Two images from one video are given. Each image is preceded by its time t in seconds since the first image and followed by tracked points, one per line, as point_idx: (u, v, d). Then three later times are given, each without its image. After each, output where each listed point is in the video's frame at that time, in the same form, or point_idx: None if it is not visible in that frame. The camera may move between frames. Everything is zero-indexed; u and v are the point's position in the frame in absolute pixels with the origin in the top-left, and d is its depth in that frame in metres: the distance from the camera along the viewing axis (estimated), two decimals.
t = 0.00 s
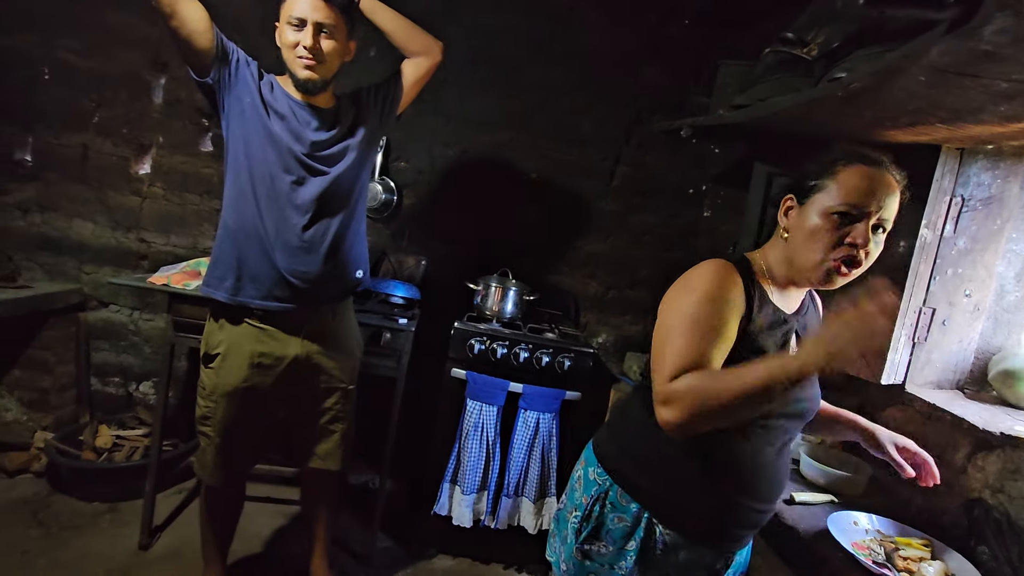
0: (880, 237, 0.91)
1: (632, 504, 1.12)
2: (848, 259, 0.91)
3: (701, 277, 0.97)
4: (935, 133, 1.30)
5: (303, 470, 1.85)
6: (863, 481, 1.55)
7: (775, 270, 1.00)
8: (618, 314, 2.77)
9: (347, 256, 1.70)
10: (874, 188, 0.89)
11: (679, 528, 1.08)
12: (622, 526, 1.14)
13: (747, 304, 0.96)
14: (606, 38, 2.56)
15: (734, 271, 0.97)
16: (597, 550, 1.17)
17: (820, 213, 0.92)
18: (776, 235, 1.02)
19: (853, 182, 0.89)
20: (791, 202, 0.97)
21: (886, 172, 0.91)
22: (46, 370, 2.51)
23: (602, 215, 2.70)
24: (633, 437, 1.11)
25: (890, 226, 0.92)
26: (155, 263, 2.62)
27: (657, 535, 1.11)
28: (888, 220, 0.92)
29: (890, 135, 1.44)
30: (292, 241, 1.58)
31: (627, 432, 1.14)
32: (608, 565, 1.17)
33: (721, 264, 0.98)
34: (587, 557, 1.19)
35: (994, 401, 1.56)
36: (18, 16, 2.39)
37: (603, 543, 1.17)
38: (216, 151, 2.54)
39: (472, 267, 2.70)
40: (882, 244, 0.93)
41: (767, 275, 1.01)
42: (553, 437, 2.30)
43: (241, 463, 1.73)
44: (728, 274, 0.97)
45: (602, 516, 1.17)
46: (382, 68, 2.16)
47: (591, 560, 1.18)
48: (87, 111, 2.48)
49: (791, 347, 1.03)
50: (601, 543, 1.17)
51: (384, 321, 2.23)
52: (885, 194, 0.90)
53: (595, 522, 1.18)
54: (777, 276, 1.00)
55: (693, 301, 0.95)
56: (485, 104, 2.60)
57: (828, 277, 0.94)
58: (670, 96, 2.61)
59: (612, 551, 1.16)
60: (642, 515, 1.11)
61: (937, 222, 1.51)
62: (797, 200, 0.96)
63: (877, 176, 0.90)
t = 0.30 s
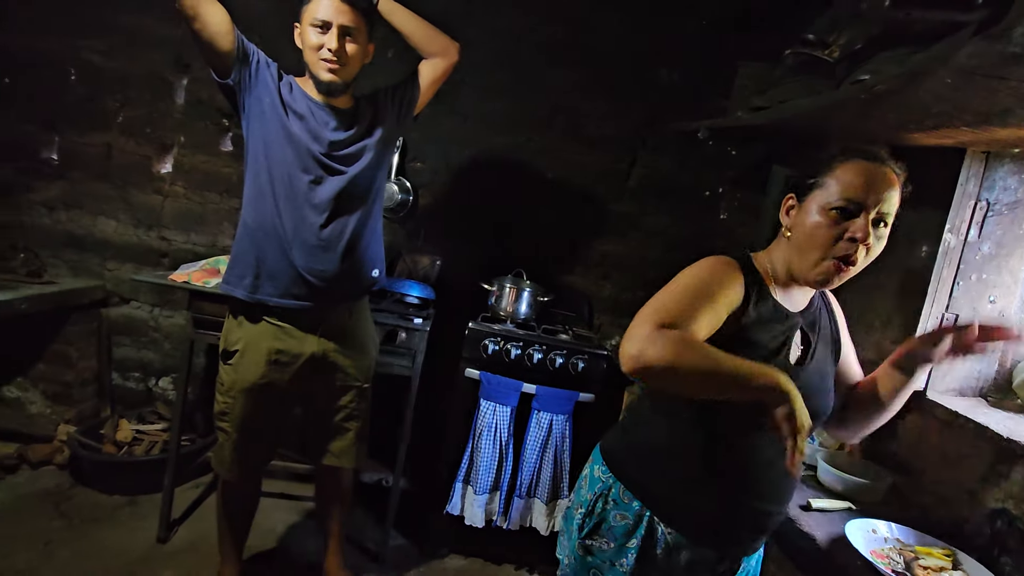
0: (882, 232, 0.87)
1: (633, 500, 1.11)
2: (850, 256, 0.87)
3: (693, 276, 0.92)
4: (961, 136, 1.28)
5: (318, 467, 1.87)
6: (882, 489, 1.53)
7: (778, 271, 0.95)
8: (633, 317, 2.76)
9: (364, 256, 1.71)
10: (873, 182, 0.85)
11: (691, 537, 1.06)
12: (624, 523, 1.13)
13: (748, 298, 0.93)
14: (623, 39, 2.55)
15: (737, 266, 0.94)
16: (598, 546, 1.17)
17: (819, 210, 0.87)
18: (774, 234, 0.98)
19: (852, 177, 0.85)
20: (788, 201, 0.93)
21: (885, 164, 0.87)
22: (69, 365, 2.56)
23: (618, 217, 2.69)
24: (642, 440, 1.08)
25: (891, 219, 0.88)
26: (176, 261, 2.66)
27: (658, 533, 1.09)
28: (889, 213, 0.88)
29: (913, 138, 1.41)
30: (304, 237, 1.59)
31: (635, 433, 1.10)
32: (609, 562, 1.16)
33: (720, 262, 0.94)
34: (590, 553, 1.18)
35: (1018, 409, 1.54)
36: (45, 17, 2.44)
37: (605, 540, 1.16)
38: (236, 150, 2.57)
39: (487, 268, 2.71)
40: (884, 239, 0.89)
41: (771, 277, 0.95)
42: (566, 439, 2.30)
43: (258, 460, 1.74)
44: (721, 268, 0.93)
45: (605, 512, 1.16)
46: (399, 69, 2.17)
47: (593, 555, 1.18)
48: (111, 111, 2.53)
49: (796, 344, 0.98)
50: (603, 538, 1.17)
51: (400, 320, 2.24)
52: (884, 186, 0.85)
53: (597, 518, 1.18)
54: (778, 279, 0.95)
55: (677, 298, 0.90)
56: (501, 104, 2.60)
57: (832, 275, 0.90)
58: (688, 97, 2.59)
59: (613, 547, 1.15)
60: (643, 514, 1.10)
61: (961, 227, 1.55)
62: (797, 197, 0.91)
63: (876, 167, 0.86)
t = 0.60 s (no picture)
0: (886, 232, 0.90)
1: (642, 502, 1.09)
2: (856, 252, 0.89)
3: (680, 296, 0.95)
4: (984, 140, 1.26)
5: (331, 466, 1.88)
6: (898, 499, 1.54)
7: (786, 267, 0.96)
8: (646, 320, 2.75)
9: (381, 254, 1.73)
10: (874, 183, 0.89)
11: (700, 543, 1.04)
12: (632, 525, 1.11)
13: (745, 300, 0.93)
14: (640, 42, 2.55)
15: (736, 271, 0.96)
16: (605, 549, 1.15)
17: (826, 207, 0.91)
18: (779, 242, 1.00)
19: (855, 176, 0.90)
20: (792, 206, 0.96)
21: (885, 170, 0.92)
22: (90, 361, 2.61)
23: (632, 220, 2.68)
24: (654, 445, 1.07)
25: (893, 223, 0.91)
26: (194, 259, 2.70)
27: (666, 535, 1.07)
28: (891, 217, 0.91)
29: (934, 142, 1.40)
30: (321, 235, 1.61)
31: (643, 434, 1.09)
32: (617, 565, 1.14)
33: (721, 262, 0.98)
34: (598, 555, 1.16)
35: None
36: (71, 20, 2.49)
37: (612, 542, 1.14)
38: (255, 152, 2.61)
39: (501, 270, 2.71)
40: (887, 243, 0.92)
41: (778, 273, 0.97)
42: (578, 442, 2.29)
43: (273, 458, 1.76)
44: (709, 286, 0.94)
45: (613, 514, 1.14)
46: (416, 72, 2.19)
47: (599, 558, 1.15)
48: (133, 112, 2.58)
49: (800, 347, 0.98)
50: (610, 540, 1.14)
51: (414, 321, 2.26)
52: (886, 189, 0.90)
53: (604, 520, 1.15)
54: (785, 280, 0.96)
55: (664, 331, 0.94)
56: (516, 107, 2.61)
57: (838, 271, 0.91)
58: (704, 100, 2.58)
59: (622, 551, 1.13)
60: (651, 514, 1.08)
61: (983, 233, 1.50)
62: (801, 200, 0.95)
63: (878, 171, 0.91)
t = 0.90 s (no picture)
0: (849, 230, 0.83)
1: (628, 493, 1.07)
2: (815, 253, 0.84)
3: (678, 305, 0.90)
4: (1006, 151, 1.24)
5: (342, 467, 1.89)
6: (914, 515, 1.52)
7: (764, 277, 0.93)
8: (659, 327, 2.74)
9: (395, 256, 1.73)
10: (833, 179, 0.83)
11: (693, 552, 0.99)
12: (614, 515, 1.08)
13: (739, 311, 0.90)
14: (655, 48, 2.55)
15: (733, 281, 0.92)
16: (586, 535, 1.12)
17: (783, 211, 0.86)
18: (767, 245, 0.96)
19: (809, 175, 0.84)
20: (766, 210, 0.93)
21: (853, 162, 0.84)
22: (107, 359, 2.65)
23: (646, 226, 2.68)
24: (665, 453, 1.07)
25: (866, 218, 0.83)
26: (211, 260, 2.73)
27: (643, 527, 1.03)
28: (860, 211, 0.83)
29: (955, 152, 1.38)
30: (337, 235, 1.62)
31: (639, 435, 1.07)
32: (593, 551, 1.10)
33: (714, 271, 0.93)
34: (580, 540, 1.13)
35: None
36: (95, 24, 2.54)
37: (593, 528, 1.11)
38: (272, 155, 2.64)
39: (513, 274, 2.72)
40: (861, 241, 0.84)
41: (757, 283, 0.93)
42: (587, 449, 2.28)
43: (284, 459, 1.77)
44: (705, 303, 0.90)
45: (599, 503, 1.12)
46: (433, 77, 2.21)
47: (580, 544, 1.13)
48: (154, 115, 2.62)
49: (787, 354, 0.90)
50: (591, 527, 1.12)
51: (425, 324, 2.27)
52: (846, 184, 0.83)
53: (591, 508, 1.14)
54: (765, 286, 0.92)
55: (649, 326, 0.90)
56: (531, 113, 2.62)
57: (803, 276, 0.87)
58: (719, 107, 2.57)
59: (600, 536, 1.09)
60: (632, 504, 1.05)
61: (1006, 244, 1.47)
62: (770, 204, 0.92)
63: (838, 164, 0.84)
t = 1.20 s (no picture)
0: (797, 229, 0.78)
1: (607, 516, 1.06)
2: (767, 254, 0.80)
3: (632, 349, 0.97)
4: None
5: (352, 472, 1.90)
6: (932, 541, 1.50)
7: (728, 286, 0.91)
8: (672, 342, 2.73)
9: (411, 262, 1.75)
10: (783, 177, 0.79)
11: None
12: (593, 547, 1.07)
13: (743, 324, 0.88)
14: (674, 64, 2.56)
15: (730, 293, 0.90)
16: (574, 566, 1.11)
17: (736, 214, 0.83)
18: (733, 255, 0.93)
19: (756, 174, 0.81)
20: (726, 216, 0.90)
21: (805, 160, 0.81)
22: (125, 357, 2.70)
23: (661, 241, 2.67)
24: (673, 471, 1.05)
25: (820, 217, 0.78)
26: (229, 263, 2.77)
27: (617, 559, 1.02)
28: (812, 209, 0.78)
29: (978, 173, 1.37)
30: (353, 242, 1.63)
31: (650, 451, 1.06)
32: None
33: (674, 289, 0.98)
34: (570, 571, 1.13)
35: None
36: (127, 31, 2.62)
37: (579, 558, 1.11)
38: (293, 161, 2.69)
39: (527, 285, 2.72)
40: (814, 241, 0.78)
41: (718, 295, 0.92)
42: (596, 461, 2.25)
43: (294, 463, 1.78)
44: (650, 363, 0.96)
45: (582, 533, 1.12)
46: (452, 88, 2.24)
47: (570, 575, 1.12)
48: (180, 120, 2.68)
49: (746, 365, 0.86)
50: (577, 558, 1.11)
51: (438, 332, 2.28)
52: (794, 181, 0.78)
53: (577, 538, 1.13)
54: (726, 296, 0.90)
55: (608, 370, 0.99)
56: (549, 125, 2.64)
57: (756, 280, 0.82)
58: (737, 123, 2.57)
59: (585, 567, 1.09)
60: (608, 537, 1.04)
61: None
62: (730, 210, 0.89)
63: (788, 162, 0.80)
